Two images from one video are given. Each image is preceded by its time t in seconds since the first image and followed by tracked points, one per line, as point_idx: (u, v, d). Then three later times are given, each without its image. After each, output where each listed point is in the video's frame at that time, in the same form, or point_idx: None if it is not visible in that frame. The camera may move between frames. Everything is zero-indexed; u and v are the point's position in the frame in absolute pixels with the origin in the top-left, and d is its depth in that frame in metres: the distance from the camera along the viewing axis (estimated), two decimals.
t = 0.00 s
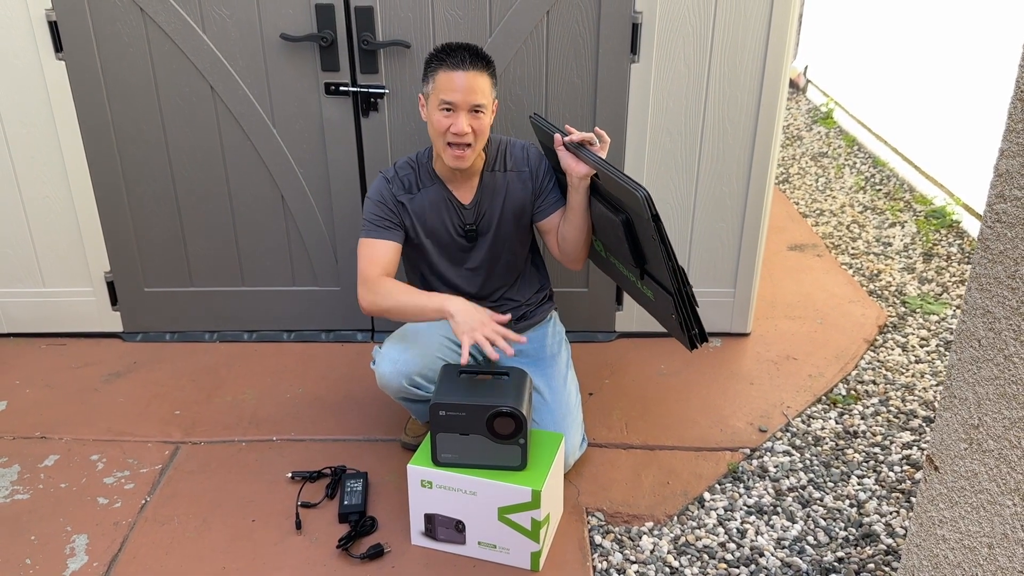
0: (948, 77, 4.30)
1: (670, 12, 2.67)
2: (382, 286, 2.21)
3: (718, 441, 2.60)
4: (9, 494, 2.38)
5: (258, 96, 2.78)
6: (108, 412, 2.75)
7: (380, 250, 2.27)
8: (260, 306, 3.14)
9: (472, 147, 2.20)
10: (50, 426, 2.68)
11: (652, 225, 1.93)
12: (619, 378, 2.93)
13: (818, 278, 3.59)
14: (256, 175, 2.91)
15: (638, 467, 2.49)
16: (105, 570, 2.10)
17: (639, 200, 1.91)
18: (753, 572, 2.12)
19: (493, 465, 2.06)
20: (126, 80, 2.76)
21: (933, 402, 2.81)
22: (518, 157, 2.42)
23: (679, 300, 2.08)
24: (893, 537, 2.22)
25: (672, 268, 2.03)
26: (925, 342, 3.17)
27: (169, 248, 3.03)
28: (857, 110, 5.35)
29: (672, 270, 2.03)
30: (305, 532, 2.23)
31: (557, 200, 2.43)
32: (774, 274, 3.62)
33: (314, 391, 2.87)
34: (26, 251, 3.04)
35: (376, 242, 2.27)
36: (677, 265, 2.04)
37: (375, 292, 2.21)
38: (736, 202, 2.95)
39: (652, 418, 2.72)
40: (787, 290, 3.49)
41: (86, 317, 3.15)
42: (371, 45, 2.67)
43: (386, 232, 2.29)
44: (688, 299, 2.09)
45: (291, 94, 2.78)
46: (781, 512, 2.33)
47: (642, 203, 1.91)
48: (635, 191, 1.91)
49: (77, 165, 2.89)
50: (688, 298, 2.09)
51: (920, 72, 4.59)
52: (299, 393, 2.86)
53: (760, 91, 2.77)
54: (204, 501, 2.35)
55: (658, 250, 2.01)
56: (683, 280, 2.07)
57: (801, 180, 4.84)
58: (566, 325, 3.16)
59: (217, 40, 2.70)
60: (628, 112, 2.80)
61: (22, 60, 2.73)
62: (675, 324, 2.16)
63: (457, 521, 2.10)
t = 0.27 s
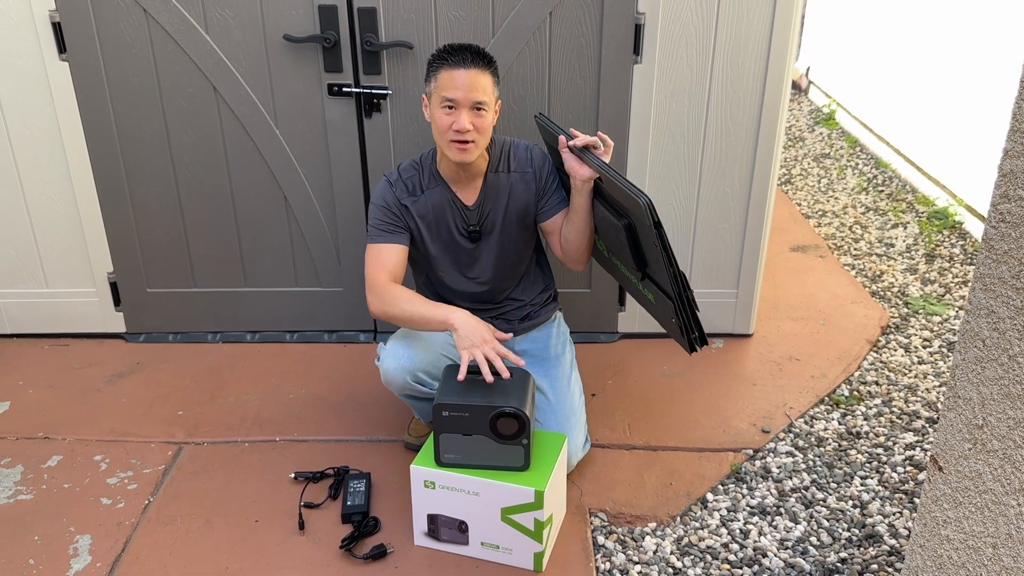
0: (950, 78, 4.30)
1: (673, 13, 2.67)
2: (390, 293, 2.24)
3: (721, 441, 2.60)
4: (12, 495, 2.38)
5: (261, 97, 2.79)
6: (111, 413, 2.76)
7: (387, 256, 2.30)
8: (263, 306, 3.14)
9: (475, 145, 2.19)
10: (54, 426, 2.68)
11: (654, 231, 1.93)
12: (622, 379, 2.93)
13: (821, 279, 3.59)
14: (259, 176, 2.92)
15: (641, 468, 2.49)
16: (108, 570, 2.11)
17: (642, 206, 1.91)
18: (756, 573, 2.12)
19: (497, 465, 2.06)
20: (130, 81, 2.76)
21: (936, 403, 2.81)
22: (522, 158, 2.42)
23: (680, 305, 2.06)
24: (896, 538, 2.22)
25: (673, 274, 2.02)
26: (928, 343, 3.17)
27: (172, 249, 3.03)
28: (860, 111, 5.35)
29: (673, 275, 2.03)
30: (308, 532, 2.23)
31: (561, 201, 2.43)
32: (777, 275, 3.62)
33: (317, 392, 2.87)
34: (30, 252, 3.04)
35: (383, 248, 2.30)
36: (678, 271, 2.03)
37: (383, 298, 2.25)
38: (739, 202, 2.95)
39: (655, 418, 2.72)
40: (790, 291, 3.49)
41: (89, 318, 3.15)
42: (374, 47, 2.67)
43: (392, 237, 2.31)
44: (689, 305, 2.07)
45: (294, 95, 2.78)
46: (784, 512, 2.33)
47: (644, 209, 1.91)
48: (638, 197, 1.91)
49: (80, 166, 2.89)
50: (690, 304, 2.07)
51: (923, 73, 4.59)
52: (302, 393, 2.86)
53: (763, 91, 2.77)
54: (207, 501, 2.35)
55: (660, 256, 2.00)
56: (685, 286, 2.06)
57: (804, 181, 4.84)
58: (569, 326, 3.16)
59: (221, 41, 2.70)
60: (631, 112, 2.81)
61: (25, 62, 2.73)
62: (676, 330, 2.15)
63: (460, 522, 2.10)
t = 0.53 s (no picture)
0: (952, 79, 4.29)
1: (675, 13, 2.67)
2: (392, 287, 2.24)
3: (722, 442, 2.60)
4: (13, 496, 2.38)
5: (262, 98, 2.79)
6: (112, 414, 2.76)
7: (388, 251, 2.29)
8: (264, 307, 3.14)
9: (477, 149, 2.20)
10: (55, 427, 2.68)
11: (654, 229, 1.94)
12: (623, 380, 2.93)
13: (822, 279, 3.58)
14: (260, 177, 2.92)
15: (643, 469, 2.49)
16: (109, 572, 2.11)
17: (643, 205, 1.92)
18: (758, 574, 2.12)
19: (498, 467, 2.05)
20: (131, 82, 2.76)
21: (937, 404, 2.81)
22: (523, 158, 2.42)
23: (677, 307, 2.06)
24: (898, 539, 2.22)
25: (672, 274, 2.02)
26: (929, 344, 3.16)
27: (173, 250, 3.03)
28: (861, 112, 5.35)
29: (672, 276, 2.03)
30: (309, 533, 2.23)
31: (561, 202, 2.43)
32: (778, 276, 3.62)
33: (318, 393, 2.87)
34: (31, 253, 3.04)
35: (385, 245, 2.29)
36: (677, 271, 2.03)
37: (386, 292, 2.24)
38: (740, 203, 2.95)
39: (657, 419, 2.72)
40: (791, 292, 3.49)
41: (91, 319, 3.16)
42: (375, 48, 2.67)
43: (394, 233, 2.30)
44: (686, 307, 2.07)
45: (295, 96, 2.78)
46: (785, 514, 2.33)
47: (645, 207, 1.92)
48: (639, 196, 1.92)
49: (82, 167, 2.89)
50: (687, 306, 2.07)
51: (924, 74, 4.58)
52: (303, 394, 2.86)
53: (764, 92, 2.77)
54: (208, 502, 2.35)
55: (659, 256, 2.01)
56: (683, 288, 2.07)
57: (805, 182, 4.83)
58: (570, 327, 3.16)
59: (222, 42, 2.70)
60: (632, 113, 2.81)
61: (27, 63, 2.74)
62: (673, 333, 2.15)
63: (461, 523, 2.10)
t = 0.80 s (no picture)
0: (952, 79, 4.29)
1: (674, 14, 2.67)
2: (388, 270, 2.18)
3: (722, 443, 2.60)
4: (13, 497, 2.38)
5: (262, 99, 2.79)
6: (112, 415, 2.75)
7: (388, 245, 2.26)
8: (264, 308, 3.14)
9: (478, 161, 2.22)
10: (54, 429, 2.68)
11: (648, 234, 1.94)
12: (623, 381, 2.93)
13: (823, 280, 3.58)
14: (260, 178, 2.92)
15: (643, 470, 2.49)
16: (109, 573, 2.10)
17: (636, 210, 1.91)
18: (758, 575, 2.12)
19: (498, 468, 2.05)
20: (130, 83, 2.76)
21: (938, 404, 2.80)
22: (522, 158, 2.42)
23: (672, 310, 2.07)
24: (898, 539, 2.21)
25: (666, 278, 2.02)
26: (930, 344, 3.16)
27: (173, 251, 3.03)
28: (861, 112, 5.35)
29: (666, 279, 2.03)
30: (309, 534, 2.23)
31: (559, 202, 2.42)
32: (778, 276, 3.62)
33: (318, 394, 2.87)
34: (31, 254, 3.04)
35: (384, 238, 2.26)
36: (670, 274, 2.03)
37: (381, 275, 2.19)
38: (740, 204, 2.95)
39: (657, 419, 2.72)
40: (791, 292, 3.49)
41: (90, 320, 3.16)
42: (375, 48, 2.67)
43: (391, 223, 2.29)
44: (681, 309, 2.08)
45: (294, 97, 2.78)
46: (786, 514, 2.33)
47: (639, 213, 1.91)
48: (633, 201, 1.92)
49: (81, 167, 2.89)
50: (681, 308, 2.08)
51: (924, 74, 4.58)
52: (303, 395, 2.86)
53: (764, 92, 2.77)
54: (208, 504, 2.35)
55: (653, 260, 2.01)
56: (678, 291, 2.08)
57: (805, 182, 4.83)
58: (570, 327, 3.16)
59: (222, 43, 2.70)
60: (632, 113, 2.80)
61: (26, 64, 2.74)
62: (668, 335, 2.16)
63: (461, 524, 2.10)
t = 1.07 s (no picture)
0: (952, 79, 4.29)
1: (674, 14, 2.67)
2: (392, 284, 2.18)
3: (722, 443, 2.60)
4: (13, 498, 2.38)
5: (261, 99, 2.79)
6: (111, 416, 2.75)
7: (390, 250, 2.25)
8: (264, 309, 3.14)
9: (482, 165, 2.22)
10: (54, 430, 2.68)
11: (645, 238, 1.93)
12: (623, 381, 2.93)
13: (823, 280, 3.58)
14: (260, 178, 2.91)
15: (643, 470, 2.48)
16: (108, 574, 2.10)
17: (635, 213, 1.91)
18: None
19: (498, 468, 2.05)
20: (130, 84, 2.76)
21: (938, 405, 2.80)
22: (521, 160, 2.42)
23: (667, 315, 2.06)
24: (899, 540, 2.21)
25: (662, 283, 2.02)
26: (930, 345, 3.16)
27: (173, 252, 3.03)
28: (860, 112, 5.35)
29: (663, 284, 2.03)
30: (309, 535, 2.22)
31: (558, 205, 2.42)
32: (778, 277, 3.61)
33: (318, 394, 2.87)
34: (31, 255, 3.04)
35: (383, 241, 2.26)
36: (667, 280, 2.03)
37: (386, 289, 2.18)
38: (740, 204, 2.95)
39: (656, 420, 2.72)
40: (791, 293, 3.49)
41: (90, 321, 3.15)
42: (374, 49, 2.67)
43: (392, 228, 2.28)
44: (676, 316, 2.07)
45: (294, 98, 2.78)
46: (786, 515, 2.33)
47: (638, 216, 1.91)
48: (632, 204, 1.91)
49: (81, 168, 2.89)
50: (677, 314, 2.07)
51: (924, 74, 4.58)
52: (303, 396, 2.86)
53: (764, 93, 2.77)
54: (208, 504, 2.34)
55: (651, 264, 2.00)
56: (674, 297, 2.07)
57: (805, 183, 4.83)
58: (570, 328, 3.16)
59: (221, 44, 2.70)
60: (632, 113, 2.80)
61: (25, 64, 2.74)
62: (662, 341, 2.14)
63: (461, 525, 2.10)
